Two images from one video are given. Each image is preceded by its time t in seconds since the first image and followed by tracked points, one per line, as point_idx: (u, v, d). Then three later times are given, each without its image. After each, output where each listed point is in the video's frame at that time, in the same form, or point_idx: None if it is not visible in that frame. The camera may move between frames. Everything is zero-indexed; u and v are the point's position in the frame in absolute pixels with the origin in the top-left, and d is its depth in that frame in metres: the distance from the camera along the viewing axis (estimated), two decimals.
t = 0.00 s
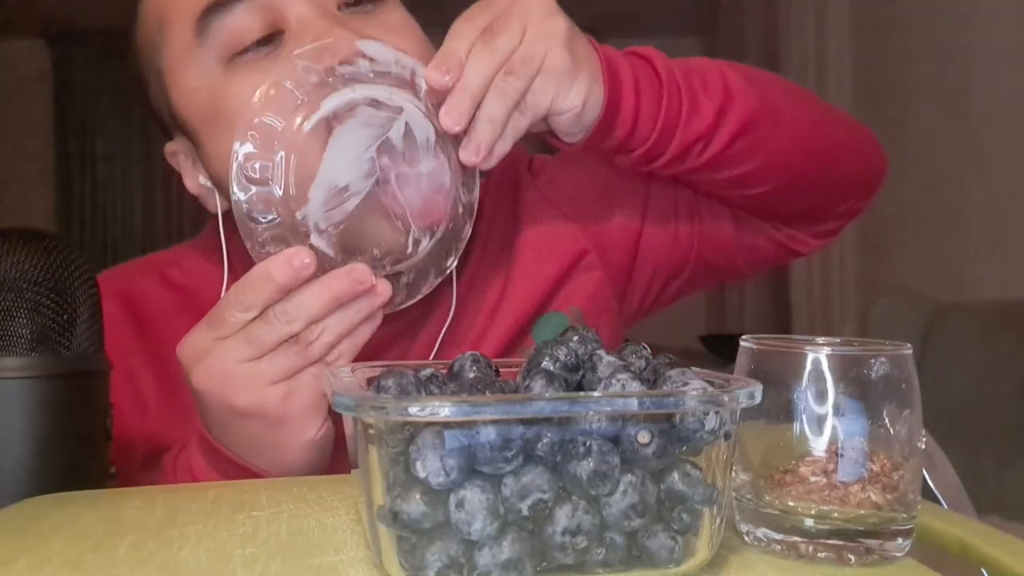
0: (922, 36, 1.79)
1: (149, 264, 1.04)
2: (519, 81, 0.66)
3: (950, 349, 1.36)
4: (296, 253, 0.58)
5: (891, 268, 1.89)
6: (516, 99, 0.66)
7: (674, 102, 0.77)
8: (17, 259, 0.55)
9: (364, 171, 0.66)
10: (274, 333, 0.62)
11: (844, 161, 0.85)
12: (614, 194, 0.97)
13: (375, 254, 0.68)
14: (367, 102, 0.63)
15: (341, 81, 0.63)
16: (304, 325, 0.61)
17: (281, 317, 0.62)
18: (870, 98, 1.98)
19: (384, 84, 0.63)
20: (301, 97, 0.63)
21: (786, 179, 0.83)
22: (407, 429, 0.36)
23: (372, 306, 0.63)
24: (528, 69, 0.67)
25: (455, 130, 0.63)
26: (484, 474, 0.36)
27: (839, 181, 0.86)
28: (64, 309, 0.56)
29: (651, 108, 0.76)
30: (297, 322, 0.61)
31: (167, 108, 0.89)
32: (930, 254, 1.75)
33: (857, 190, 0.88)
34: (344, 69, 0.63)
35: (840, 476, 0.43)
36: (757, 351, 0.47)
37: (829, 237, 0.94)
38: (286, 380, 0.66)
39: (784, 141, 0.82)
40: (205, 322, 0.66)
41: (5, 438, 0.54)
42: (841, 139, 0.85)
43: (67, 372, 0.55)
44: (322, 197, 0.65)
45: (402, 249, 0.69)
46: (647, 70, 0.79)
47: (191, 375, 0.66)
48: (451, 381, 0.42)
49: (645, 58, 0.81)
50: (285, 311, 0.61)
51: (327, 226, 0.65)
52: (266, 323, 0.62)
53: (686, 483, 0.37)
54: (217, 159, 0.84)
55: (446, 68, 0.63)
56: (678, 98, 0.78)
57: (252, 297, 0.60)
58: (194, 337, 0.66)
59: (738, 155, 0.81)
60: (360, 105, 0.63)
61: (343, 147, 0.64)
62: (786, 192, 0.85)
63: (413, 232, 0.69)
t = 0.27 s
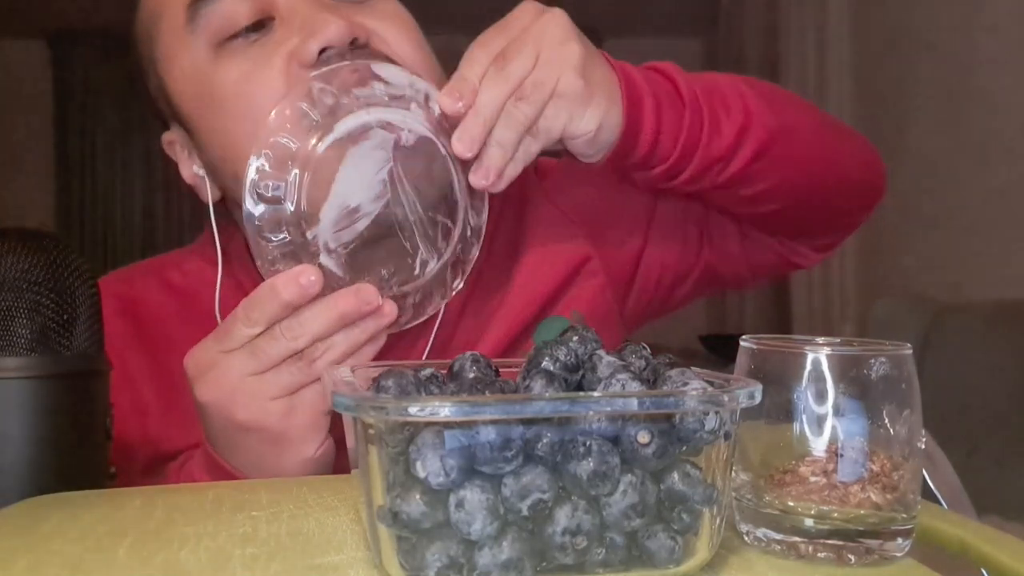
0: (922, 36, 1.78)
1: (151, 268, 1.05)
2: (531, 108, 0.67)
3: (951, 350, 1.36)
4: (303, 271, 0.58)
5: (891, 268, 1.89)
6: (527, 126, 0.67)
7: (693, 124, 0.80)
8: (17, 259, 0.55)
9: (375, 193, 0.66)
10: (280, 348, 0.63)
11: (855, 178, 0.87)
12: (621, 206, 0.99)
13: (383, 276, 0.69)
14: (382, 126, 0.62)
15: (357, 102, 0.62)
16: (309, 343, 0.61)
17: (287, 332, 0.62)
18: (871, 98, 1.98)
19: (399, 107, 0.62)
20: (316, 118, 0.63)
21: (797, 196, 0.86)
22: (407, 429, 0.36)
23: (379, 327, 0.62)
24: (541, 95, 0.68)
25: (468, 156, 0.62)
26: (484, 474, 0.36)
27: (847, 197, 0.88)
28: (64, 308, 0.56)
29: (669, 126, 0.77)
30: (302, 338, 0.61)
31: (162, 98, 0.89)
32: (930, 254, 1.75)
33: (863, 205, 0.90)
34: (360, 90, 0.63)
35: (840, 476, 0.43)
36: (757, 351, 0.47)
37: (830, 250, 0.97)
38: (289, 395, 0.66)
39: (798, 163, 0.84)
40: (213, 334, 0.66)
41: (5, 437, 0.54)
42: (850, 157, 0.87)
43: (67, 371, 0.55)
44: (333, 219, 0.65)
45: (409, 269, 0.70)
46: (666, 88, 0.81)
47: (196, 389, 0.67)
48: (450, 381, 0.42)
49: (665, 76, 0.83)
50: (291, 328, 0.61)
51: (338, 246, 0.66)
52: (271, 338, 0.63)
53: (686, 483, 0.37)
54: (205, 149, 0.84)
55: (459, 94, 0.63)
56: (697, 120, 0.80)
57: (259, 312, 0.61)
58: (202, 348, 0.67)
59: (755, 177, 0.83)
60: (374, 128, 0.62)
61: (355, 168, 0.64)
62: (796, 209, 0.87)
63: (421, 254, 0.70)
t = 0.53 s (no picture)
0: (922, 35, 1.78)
1: (154, 268, 1.05)
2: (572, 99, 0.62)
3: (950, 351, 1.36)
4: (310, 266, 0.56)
5: (890, 268, 1.89)
6: (564, 116, 0.61)
7: (723, 123, 0.77)
8: (17, 259, 0.55)
9: (396, 185, 0.65)
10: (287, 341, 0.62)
11: (859, 187, 0.89)
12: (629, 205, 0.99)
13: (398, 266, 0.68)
14: (408, 117, 0.60)
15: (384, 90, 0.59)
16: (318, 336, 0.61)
17: (297, 325, 0.61)
18: (870, 98, 1.98)
19: (426, 96, 0.60)
20: (342, 103, 0.59)
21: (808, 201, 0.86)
22: (407, 429, 0.36)
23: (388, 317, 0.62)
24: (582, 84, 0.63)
25: (495, 145, 0.57)
26: (484, 474, 0.36)
27: (853, 206, 0.90)
28: (64, 309, 0.56)
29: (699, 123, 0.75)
30: (312, 332, 0.61)
31: (159, 104, 0.88)
32: (930, 254, 1.75)
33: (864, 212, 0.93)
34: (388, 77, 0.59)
35: (840, 476, 0.43)
36: (758, 351, 0.47)
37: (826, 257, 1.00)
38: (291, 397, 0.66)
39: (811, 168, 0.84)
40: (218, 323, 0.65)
41: (5, 438, 0.54)
42: (859, 168, 0.89)
43: (67, 371, 0.55)
44: (351, 213, 0.63)
45: (423, 260, 0.69)
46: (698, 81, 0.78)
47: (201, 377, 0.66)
48: (450, 381, 0.42)
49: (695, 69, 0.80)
50: (300, 321, 0.61)
51: (352, 239, 0.64)
52: (278, 330, 0.62)
53: (686, 483, 0.37)
54: (198, 157, 0.83)
55: (495, 80, 0.57)
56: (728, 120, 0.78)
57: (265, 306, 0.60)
58: (210, 337, 0.66)
59: (772, 180, 0.83)
60: (401, 118, 0.60)
61: (377, 161, 0.62)
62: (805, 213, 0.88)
63: (436, 244, 0.69)
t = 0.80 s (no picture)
0: (921, 35, 1.78)
1: (155, 267, 1.06)
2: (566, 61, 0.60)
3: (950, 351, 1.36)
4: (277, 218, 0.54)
5: (890, 268, 1.89)
6: (558, 78, 0.60)
7: (715, 97, 0.77)
8: (17, 259, 0.55)
9: (382, 140, 0.62)
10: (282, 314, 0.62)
11: (854, 167, 0.89)
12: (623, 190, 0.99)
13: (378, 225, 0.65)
14: (401, 68, 0.58)
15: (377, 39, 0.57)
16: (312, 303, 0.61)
17: (290, 295, 0.61)
18: (870, 98, 1.98)
19: (421, 50, 0.57)
20: (331, 52, 0.56)
21: (802, 180, 0.86)
22: (407, 429, 0.36)
23: (381, 273, 0.62)
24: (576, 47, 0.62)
25: (489, 105, 0.55)
26: (484, 474, 0.36)
27: (848, 187, 0.90)
28: (64, 309, 0.56)
29: (692, 99, 0.75)
30: (306, 300, 0.61)
31: (155, 111, 0.88)
32: (930, 254, 1.75)
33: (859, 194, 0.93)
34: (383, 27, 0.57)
35: (840, 476, 0.43)
36: (758, 351, 0.47)
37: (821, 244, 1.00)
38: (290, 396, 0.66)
39: (803, 147, 0.84)
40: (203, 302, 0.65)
41: (4, 438, 0.54)
42: (854, 148, 0.89)
43: (68, 371, 0.55)
44: (333, 163, 0.60)
45: (402, 221, 0.66)
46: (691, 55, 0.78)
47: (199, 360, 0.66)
48: (450, 381, 0.42)
49: (690, 42, 0.79)
50: (292, 291, 0.60)
51: (332, 193, 0.61)
52: (273, 305, 0.62)
53: (686, 483, 0.37)
54: (200, 171, 0.83)
55: (491, 36, 0.56)
56: (720, 93, 0.78)
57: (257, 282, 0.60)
58: (201, 320, 0.65)
59: (762, 157, 0.83)
60: (393, 70, 0.58)
61: (365, 112, 0.59)
62: (798, 193, 0.88)
63: (417, 205, 0.66)
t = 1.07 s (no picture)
0: (921, 35, 1.78)
1: (153, 265, 1.05)
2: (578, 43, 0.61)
3: (950, 351, 1.37)
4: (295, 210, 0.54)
5: (889, 268, 1.89)
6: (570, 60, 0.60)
7: (721, 86, 0.77)
8: (17, 259, 0.55)
9: (394, 130, 0.62)
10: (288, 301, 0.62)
11: (857, 158, 0.89)
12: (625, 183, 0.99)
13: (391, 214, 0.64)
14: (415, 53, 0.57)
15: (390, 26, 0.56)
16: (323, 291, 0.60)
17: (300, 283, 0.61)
18: (870, 98, 1.98)
19: (434, 35, 0.56)
20: (346, 39, 0.55)
21: (806, 171, 0.86)
22: (407, 429, 0.36)
23: (392, 264, 0.61)
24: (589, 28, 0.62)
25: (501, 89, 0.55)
26: (484, 474, 0.36)
27: (850, 180, 0.90)
28: (64, 309, 0.56)
29: (697, 88, 0.75)
30: (316, 288, 0.60)
31: (152, 110, 0.88)
32: (929, 254, 1.75)
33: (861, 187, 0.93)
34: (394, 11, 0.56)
35: (840, 476, 0.43)
36: (758, 351, 0.47)
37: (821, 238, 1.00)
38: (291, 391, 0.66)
39: (808, 135, 0.84)
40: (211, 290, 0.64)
41: (4, 438, 0.54)
42: (858, 139, 0.89)
43: (67, 372, 0.55)
44: (346, 156, 0.59)
45: (414, 211, 0.65)
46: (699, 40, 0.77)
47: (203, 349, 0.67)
48: (450, 382, 0.42)
49: (698, 28, 0.79)
50: (302, 278, 0.60)
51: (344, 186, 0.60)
52: (279, 293, 0.62)
53: (686, 484, 0.37)
54: (196, 170, 0.82)
55: (504, 17, 0.56)
56: (727, 80, 0.77)
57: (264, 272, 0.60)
58: (207, 310, 0.65)
59: (768, 145, 0.83)
60: (406, 58, 0.57)
61: (376, 102, 0.59)
62: (801, 184, 0.88)
63: (428, 193, 0.65)
